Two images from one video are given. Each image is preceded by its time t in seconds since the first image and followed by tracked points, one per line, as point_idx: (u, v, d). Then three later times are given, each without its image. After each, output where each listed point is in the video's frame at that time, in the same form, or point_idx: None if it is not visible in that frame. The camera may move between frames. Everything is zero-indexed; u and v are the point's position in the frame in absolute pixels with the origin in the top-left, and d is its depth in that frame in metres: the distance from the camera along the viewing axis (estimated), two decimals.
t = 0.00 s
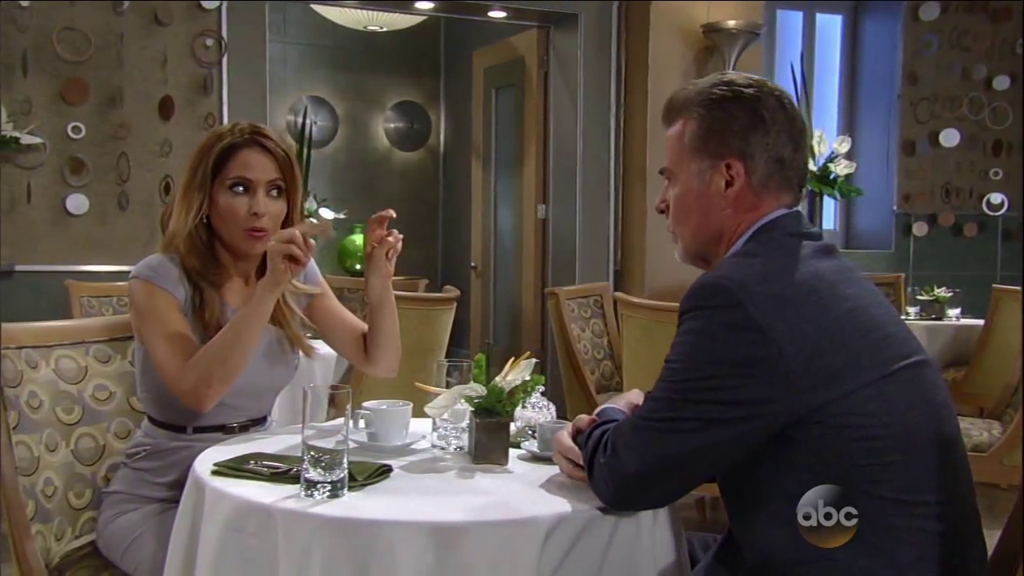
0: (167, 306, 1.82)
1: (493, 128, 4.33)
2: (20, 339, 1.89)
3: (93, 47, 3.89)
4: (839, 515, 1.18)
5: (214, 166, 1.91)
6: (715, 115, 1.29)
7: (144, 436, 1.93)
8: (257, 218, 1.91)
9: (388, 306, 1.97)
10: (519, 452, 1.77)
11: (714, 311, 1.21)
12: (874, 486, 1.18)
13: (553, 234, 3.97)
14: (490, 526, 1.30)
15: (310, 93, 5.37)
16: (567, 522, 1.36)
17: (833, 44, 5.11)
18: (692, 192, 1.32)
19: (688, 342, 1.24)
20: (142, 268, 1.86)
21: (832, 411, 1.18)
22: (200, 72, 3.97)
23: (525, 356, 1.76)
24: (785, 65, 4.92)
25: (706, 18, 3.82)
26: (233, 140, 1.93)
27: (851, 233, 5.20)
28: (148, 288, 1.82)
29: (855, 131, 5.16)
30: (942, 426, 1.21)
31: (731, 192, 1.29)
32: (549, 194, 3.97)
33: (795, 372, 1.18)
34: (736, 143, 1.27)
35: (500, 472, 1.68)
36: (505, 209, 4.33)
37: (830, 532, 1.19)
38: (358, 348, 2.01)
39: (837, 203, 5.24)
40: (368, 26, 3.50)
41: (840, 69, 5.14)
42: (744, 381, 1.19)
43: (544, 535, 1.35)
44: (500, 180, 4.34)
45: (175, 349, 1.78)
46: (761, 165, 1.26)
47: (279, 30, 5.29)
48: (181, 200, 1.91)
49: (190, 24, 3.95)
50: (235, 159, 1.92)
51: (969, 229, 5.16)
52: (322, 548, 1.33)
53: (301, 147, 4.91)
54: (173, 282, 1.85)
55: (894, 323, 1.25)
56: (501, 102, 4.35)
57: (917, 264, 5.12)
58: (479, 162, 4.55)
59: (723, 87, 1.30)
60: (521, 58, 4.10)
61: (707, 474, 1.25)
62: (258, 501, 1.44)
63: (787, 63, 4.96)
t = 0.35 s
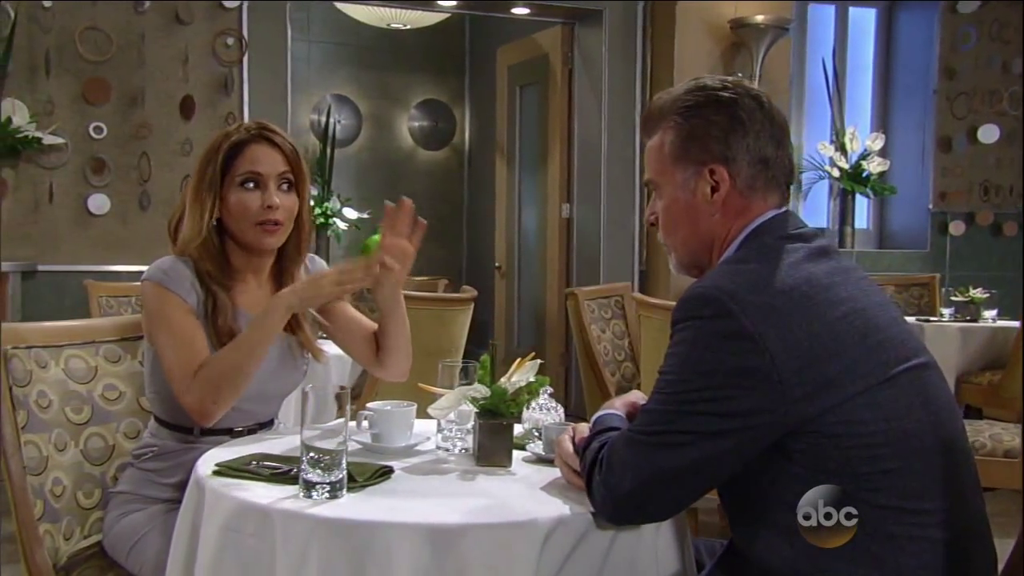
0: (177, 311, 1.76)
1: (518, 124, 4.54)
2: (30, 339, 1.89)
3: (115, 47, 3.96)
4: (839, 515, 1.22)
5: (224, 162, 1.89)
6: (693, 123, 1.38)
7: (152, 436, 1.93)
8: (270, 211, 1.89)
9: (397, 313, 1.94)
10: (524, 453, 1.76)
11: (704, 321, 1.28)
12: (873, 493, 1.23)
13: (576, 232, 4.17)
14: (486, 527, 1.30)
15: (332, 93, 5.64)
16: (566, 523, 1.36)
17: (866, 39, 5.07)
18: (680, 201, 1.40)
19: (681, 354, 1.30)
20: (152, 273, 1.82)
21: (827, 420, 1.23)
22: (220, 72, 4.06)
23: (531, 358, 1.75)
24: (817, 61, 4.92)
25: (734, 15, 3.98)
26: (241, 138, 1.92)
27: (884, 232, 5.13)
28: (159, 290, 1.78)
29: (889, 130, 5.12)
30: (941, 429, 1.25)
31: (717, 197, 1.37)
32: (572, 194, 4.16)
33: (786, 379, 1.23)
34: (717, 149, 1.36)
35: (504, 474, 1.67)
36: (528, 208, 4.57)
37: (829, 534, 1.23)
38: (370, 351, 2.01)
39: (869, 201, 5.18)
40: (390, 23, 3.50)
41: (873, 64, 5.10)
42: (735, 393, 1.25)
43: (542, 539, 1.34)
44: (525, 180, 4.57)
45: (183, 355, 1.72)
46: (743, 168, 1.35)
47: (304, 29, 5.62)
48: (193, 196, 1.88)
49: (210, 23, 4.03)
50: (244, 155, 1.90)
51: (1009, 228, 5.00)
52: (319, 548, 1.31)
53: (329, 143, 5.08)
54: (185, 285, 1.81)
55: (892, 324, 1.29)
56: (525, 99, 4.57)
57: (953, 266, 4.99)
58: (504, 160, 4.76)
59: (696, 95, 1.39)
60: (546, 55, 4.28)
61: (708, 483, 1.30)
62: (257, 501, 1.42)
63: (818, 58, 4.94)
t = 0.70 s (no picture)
0: (180, 315, 1.74)
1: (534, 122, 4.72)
2: (33, 340, 1.88)
3: (130, 47, 4.03)
4: (840, 515, 1.21)
5: (229, 162, 1.86)
6: (684, 125, 1.38)
7: (155, 436, 1.91)
8: (275, 216, 1.87)
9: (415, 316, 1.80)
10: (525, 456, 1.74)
11: (697, 324, 1.28)
12: (869, 499, 1.22)
13: (596, 230, 4.32)
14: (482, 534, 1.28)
15: (351, 92, 5.60)
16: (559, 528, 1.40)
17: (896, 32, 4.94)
18: (674, 204, 1.41)
19: (676, 357, 1.31)
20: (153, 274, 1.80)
21: (825, 425, 1.22)
22: (234, 71, 4.11)
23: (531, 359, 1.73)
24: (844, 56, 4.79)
25: (757, 11, 4.11)
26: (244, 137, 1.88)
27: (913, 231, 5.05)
28: (159, 293, 1.76)
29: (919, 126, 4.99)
30: (943, 434, 1.23)
31: (711, 198, 1.38)
32: (592, 194, 4.32)
33: (783, 383, 1.22)
34: (709, 150, 1.37)
35: (502, 477, 1.65)
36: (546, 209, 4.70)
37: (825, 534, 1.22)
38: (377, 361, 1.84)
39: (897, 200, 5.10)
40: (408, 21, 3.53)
41: (903, 59, 4.99)
42: (728, 396, 1.25)
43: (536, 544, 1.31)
44: (544, 180, 4.69)
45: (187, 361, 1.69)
46: (735, 168, 1.36)
47: (320, 28, 5.54)
48: (196, 197, 1.86)
49: (223, 23, 4.08)
50: (248, 155, 1.87)
51: None
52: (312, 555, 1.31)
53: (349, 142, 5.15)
54: (186, 286, 1.79)
55: (892, 327, 1.27)
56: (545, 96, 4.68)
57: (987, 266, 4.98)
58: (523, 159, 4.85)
59: (688, 96, 1.40)
60: (564, 53, 4.42)
61: (705, 487, 1.31)
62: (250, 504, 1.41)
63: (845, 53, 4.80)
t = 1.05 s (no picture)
0: (176, 317, 1.74)
1: (558, 119, 4.80)
2: (38, 340, 1.88)
3: (145, 45, 4.07)
4: (840, 515, 1.18)
5: (238, 157, 1.83)
6: (681, 124, 1.36)
7: (157, 437, 1.91)
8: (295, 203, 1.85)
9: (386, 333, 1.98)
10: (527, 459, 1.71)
11: (694, 325, 1.24)
12: (869, 503, 1.19)
13: (616, 231, 4.35)
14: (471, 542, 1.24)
15: (370, 90, 5.65)
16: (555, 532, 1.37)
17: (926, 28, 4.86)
18: (672, 204, 1.39)
19: (673, 358, 1.27)
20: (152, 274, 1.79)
21: (822, 429, 1.19)
22: (251, 70, 4.14)
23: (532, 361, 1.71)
24: (872, 51, 4.77)
25: (780, 6, 4.10)
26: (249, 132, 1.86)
27: (945, 231, 4.95)
28: (157, 293, 1.75)
29: (949, 122, 4.90)
30: (944, 437, 1.20)
31: (709, 199, 1.35)
32: (612, 194, 4.36)
33: (779, 386, 1.19)
34: (705, 151, 1.34)
35: (502, 480, 1.63)
36: (568, 210, 4.76)
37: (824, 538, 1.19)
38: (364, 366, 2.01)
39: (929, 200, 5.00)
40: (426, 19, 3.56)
41: (934, 54, 4.90)
42: (726, 399, 1.21)
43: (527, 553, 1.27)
44: (565, 181, 4.76)
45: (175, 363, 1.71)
46: (733, 169, 1.33)
47: (340, 25, 5.60)
48: (202, 195, 1.82)
49: (240, 22, 4.12)
50: (259, 147, 1.84)
51: None
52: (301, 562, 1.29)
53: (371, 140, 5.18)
54: (184, 288, 1.78)
55: (893, 329, 1.23)
56: (566, 95, 4.74)
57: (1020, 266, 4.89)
58: (545, 159, 4.92)
59: (684, 95, 1.37)
60: (586, 49, 4.47)
61: (702, 493, 1.27)
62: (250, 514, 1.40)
63: (873, 49, 4.77)
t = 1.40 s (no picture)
0: (178, 321, 1.70)
1: (581, 118, 4.80)
2: (45, 341, 1.87)
3: (164, 46, 4.11)
4: (839, 515, 1.14)
5: (245, 155, 1.80)
6: (688, 119, 1.32)
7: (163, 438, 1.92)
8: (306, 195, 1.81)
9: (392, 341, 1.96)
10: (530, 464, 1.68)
11: (691, 326, 1.20)
12: (867, 507, 1.14)
13: (639, 231, 4.37)
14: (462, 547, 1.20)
15: (391, 90, 5.66)
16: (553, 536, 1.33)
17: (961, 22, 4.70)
18: (676, 199, 1.35)
19: (670, 359, 1.22)
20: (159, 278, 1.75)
21: (820, 433, 1.14)
22: (269, 69, 4.18)
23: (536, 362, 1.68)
24: (903, 46, 4.68)
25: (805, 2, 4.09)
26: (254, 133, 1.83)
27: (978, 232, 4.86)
28: (163, 297, 1.71)
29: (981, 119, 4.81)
30: (949, 443, 1.15)
31: (712, 198, 1.31)
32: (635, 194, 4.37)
33: (777, 390, 1.14)
34: (710, 148, 1.30)
35: (503, 485, 1.60)
36: (590, 209, 4.78)
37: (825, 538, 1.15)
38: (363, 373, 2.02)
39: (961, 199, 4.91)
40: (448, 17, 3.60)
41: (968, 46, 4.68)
42: (722, 403, 1.17)
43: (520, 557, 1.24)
44: (587, 179, 4.78)
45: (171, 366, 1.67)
46: (738, 168, 1.28)
47: (362, 24, 5.63)
48: (211, 195, 1.79)
49: (258, 21, 4.16)
50: (265, 143, 1.81)
51: None
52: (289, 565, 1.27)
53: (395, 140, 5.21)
54: (191, 291, 1.74)
55: (898, 331, 1.18)
56: (588, 93, 4.76)
57: None
58: (566, 157, 4.93)
59: (694, 90, 1.32)
60: (609, 46, 4.52)
61: (699, 500, 1.23)
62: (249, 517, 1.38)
63: (904, 43, 4.68)
